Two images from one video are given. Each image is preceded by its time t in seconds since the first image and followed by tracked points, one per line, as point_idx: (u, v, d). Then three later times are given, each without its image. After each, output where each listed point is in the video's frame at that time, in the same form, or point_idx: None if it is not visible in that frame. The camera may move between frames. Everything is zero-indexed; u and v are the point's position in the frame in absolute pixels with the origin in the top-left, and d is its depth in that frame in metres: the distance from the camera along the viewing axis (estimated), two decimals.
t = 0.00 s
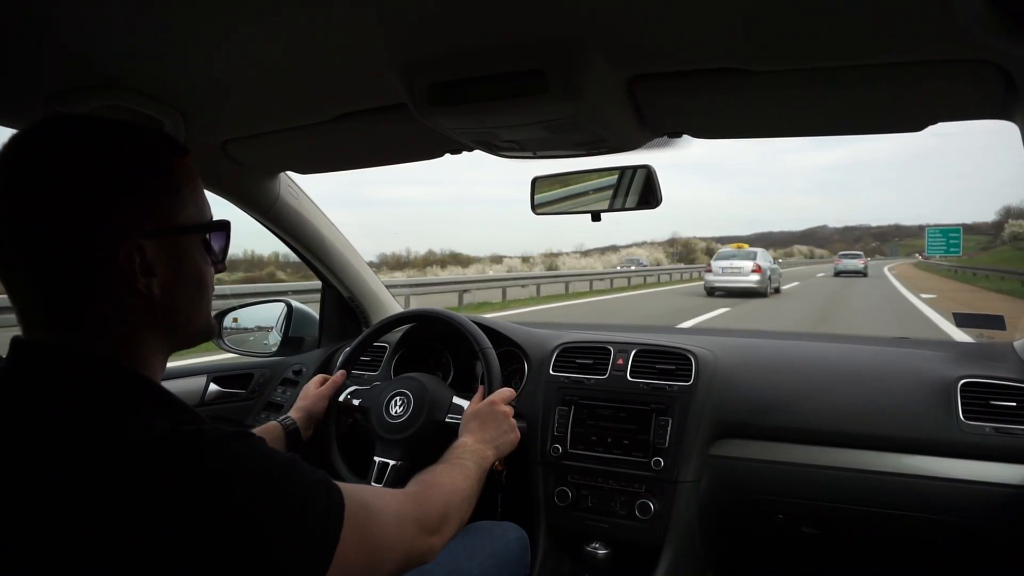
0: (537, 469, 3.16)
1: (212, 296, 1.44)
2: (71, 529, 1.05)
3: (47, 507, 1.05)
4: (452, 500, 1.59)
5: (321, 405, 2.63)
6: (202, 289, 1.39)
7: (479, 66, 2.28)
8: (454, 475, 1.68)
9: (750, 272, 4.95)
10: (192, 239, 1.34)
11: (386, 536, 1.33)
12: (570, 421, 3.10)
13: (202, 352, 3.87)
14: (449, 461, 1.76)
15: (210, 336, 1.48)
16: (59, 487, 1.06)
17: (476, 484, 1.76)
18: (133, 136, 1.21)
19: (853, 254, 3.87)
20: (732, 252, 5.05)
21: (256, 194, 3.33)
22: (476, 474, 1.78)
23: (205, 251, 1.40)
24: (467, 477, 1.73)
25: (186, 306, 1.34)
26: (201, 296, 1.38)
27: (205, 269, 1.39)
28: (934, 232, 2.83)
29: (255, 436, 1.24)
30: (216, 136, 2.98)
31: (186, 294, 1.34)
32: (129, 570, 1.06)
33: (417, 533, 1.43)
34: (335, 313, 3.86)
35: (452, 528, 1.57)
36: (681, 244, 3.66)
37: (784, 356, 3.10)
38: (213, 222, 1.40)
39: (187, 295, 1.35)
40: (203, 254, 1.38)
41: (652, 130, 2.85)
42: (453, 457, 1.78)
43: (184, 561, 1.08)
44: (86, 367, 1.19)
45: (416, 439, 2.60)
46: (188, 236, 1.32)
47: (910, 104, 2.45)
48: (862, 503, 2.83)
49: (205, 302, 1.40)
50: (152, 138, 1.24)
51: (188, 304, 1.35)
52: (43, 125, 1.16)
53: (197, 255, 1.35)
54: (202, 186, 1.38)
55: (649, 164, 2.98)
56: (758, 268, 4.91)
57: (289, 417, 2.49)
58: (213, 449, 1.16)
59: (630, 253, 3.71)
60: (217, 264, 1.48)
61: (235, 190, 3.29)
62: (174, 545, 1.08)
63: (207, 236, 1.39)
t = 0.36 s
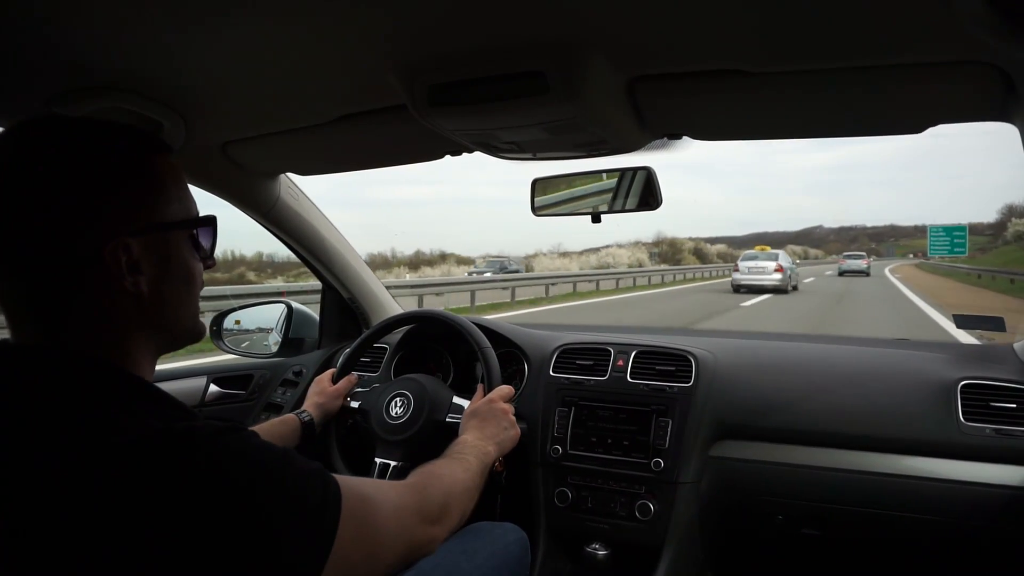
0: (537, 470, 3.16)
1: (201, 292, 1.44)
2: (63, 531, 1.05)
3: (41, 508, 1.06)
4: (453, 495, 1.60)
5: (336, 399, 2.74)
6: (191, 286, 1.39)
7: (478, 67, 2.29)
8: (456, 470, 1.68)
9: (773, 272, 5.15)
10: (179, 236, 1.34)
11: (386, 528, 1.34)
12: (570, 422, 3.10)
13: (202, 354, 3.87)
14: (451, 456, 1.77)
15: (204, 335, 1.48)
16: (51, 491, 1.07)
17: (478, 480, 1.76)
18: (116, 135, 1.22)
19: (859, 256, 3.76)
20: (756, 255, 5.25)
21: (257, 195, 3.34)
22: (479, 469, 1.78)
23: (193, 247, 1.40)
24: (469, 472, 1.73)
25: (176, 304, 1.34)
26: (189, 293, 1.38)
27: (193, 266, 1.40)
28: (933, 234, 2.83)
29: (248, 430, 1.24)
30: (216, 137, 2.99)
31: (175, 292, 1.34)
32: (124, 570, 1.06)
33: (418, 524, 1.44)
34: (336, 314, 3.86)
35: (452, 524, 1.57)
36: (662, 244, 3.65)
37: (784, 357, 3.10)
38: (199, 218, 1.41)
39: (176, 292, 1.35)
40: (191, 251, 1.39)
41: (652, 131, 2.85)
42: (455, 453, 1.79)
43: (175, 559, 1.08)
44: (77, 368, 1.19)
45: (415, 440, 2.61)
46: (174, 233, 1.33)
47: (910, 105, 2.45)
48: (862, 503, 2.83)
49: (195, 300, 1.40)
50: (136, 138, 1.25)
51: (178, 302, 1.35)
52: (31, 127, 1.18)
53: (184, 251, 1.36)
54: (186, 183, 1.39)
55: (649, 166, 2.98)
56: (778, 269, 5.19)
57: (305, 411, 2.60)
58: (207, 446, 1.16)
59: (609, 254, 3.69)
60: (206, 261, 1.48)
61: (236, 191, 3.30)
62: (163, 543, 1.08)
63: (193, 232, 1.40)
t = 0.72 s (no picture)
0: (536, 471, 3.16)
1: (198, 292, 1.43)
2: (61, 529, 1.05)
3: (39, 507, 1.06)
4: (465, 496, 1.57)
5: (335, 400, 2.74)
6: (187, 286, 1.37)
7: (478, 68, 2.29)
8: (466, 473, 1.66)
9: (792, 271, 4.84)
10: (174, 237, 1.33)
11: (393, 537, 1.31)
12: (569, 423, 3.10)
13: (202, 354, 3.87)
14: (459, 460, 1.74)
15: (202, 335, 1.47)
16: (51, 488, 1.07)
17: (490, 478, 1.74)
18: (111, 135, 1.22)
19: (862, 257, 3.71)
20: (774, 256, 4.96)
21: (256, 196, 3.34)
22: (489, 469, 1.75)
23: (188, 248, 1.39)
24: (480, 472, 1.70)
25: (172, 304, 1.33)
26: (185, 293, 1.37)
27: (189, 268, 1.38)
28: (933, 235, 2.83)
29: (247, 429, 1.23)
30: (215, 138, 2.99)
31: (170, 292, 1.33)
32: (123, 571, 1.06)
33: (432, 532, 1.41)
34: (335, 315, 3.87)
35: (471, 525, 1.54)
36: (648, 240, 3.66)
37: (784, 358, 3.10)
38: (194, 217, 1.39)
39: (170, 293, 1.33)
40: (187, 251, 1.38)
41: (652, 132, 2.85)
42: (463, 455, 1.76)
43: (172, 561, 1.08)
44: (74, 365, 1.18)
45: (414, 441, 2.61)
46: (169, 233, 1.31)
47: (910, 106, 2.45)
48: (861, 504, 2.83)
49: (192, 300, 1.38)
50: (130, 138, 1.24)
51: (172, 303, 1.33)
52: (24, 129, 1.18)
53: (180, 252, 1.35)
54: (182, 184, 1.38)
55: (649, 166, 2.98)
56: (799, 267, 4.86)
57: (304, 408, 2.59)
58: (207, 447, 1.16)
59: (584, 253, 3.61)
60: (201, 261, 1.47)
61: (235, 192, 3.30)
62: (160, 543, 1.08)
63: (188, 232, 1.38)
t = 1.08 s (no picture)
0: (537, 470, 3.16)
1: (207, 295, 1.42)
2: (66, 522, 1.06)
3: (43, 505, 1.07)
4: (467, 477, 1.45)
5: (336, 398, 2.74)
6: (198, 288, 1.37)
7: (478, 67, 2.29)
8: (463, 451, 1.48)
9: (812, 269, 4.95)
10: (186, 237, 1.33)
11: None
12: (570, 422, 3.10)
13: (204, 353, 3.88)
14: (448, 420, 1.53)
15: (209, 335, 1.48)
16: (58, 482, 1.08)
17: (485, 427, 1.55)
18: (126, 136, 1.22)
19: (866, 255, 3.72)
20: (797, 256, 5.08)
21: (258, 195, 3.35)
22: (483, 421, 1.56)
23: (200, 249, 1.39)
24: (475, 436, 1.52)
25: (180, 304, 1.33)
26: (197, 294, 1.37)
27: (201, 269, 1.38)
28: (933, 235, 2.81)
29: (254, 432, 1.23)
30: (217, 137, 2.99)
31: (181, 292, 1.33)
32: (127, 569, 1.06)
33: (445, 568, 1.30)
34: (336, 314, 3.87)
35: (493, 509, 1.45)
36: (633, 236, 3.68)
37: (784, 357, 3.10)
38: (206, 220, 1.40)
39: (181, 293, 1.33)
40: (199, 253, 1.38)
41: (653, 131, 2.85)
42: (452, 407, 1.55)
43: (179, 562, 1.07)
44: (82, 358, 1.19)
45: (415, 440, 2.63)
46: (182, 233, 1.32)
47: (911, 105, 2.45)
48: (862, 503, 2.83)
49: (203, 301, 1.38)
50: (138, 137, 1.24)
51: (182, 303, 1.33)
52: (34, 128, 1.18)
53: (192, 254, 1.35)
54: (194, 185, 1.38)
55: (649, 166, 2.97)
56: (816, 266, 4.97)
57: (305, 406, 2.60)
58: (210, 445, 1.16)
59: (557, 253, 3.66)
60: (212, 265, 1.47)
61: (237, 191, 3.31)
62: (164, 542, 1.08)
63: (201, 234, 1.38)
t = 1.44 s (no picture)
0: (538, 470, 3.16)
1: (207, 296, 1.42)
2: (68, 522, 1.06)
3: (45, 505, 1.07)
4: (472, 476, 1.48)
5: (338, 397, 2.73)
6: (197, 289, 1.37)
7: (480, 67, 2.29)
8: (469, 452, 1.50)
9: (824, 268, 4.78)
10: (187, 239, 1.33)
11: None
12: (571, 422, 3.10)
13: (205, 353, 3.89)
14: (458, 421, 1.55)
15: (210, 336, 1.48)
16: (59, 482, 1.08)
17: (496, 428, 1.57)
18: (131, 139, 1.22)
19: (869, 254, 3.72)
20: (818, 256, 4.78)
21: (258, 195, 3.36)
22: (493, 423, 1.57)
23: (200, 251, 1.39)
24: (483, 437, 1.53)
25: (180, 306, 1.33)
26: (196, 295, 1.37)
27: (201, 270, 1.38)
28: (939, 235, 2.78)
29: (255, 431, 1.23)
30: (217, 137, 2.99)
31: (180, 294, 1.33)
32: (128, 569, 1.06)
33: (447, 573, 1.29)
34: (336, 314, 3.87)
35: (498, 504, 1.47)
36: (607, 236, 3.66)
37: (785, 357, 3.09)
38: (207, 222, 1.39)
39: (181, 294, 1.33)
40: (199, 254, 1.38)
41: (653, 131, 2.85)
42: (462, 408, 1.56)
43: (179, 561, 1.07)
44: (83, 359, 1.19)
45: (415, 440, 2.63)
46: (183, 235, 1.31)
47: (912, 104, 2.44)
48: (863, 503, 2.83)
49: (201, 303, 1.38)
50: (140, 138, 1.24)
51: (182, 304, 1.33)
52: (34, 128, 1.18)
53: (192, 256, 1.34)
54: (196, 186, 1.38)
55: (650, 165, 2.97)
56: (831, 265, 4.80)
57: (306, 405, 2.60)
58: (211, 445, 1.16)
59: (523, 253, 3.67)
60: (213, 265, 1.47)
61: (238, 191, 3.31)
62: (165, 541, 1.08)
63: (202, 235, 1.38)
